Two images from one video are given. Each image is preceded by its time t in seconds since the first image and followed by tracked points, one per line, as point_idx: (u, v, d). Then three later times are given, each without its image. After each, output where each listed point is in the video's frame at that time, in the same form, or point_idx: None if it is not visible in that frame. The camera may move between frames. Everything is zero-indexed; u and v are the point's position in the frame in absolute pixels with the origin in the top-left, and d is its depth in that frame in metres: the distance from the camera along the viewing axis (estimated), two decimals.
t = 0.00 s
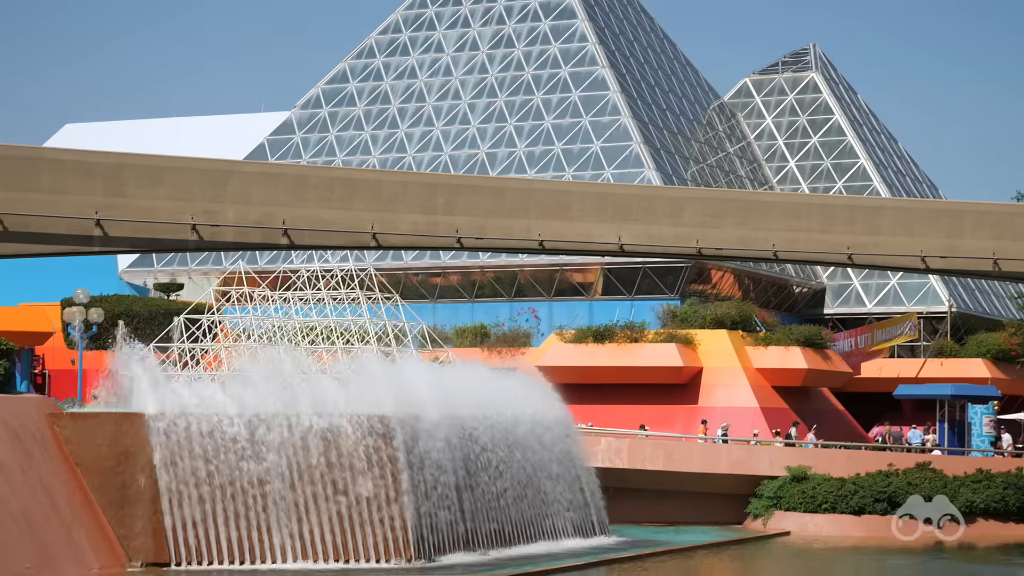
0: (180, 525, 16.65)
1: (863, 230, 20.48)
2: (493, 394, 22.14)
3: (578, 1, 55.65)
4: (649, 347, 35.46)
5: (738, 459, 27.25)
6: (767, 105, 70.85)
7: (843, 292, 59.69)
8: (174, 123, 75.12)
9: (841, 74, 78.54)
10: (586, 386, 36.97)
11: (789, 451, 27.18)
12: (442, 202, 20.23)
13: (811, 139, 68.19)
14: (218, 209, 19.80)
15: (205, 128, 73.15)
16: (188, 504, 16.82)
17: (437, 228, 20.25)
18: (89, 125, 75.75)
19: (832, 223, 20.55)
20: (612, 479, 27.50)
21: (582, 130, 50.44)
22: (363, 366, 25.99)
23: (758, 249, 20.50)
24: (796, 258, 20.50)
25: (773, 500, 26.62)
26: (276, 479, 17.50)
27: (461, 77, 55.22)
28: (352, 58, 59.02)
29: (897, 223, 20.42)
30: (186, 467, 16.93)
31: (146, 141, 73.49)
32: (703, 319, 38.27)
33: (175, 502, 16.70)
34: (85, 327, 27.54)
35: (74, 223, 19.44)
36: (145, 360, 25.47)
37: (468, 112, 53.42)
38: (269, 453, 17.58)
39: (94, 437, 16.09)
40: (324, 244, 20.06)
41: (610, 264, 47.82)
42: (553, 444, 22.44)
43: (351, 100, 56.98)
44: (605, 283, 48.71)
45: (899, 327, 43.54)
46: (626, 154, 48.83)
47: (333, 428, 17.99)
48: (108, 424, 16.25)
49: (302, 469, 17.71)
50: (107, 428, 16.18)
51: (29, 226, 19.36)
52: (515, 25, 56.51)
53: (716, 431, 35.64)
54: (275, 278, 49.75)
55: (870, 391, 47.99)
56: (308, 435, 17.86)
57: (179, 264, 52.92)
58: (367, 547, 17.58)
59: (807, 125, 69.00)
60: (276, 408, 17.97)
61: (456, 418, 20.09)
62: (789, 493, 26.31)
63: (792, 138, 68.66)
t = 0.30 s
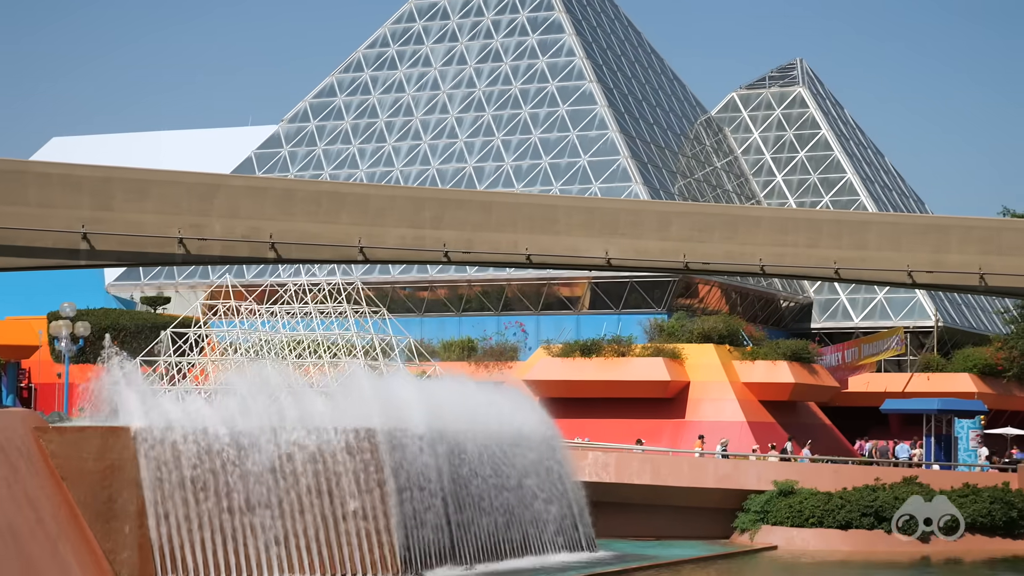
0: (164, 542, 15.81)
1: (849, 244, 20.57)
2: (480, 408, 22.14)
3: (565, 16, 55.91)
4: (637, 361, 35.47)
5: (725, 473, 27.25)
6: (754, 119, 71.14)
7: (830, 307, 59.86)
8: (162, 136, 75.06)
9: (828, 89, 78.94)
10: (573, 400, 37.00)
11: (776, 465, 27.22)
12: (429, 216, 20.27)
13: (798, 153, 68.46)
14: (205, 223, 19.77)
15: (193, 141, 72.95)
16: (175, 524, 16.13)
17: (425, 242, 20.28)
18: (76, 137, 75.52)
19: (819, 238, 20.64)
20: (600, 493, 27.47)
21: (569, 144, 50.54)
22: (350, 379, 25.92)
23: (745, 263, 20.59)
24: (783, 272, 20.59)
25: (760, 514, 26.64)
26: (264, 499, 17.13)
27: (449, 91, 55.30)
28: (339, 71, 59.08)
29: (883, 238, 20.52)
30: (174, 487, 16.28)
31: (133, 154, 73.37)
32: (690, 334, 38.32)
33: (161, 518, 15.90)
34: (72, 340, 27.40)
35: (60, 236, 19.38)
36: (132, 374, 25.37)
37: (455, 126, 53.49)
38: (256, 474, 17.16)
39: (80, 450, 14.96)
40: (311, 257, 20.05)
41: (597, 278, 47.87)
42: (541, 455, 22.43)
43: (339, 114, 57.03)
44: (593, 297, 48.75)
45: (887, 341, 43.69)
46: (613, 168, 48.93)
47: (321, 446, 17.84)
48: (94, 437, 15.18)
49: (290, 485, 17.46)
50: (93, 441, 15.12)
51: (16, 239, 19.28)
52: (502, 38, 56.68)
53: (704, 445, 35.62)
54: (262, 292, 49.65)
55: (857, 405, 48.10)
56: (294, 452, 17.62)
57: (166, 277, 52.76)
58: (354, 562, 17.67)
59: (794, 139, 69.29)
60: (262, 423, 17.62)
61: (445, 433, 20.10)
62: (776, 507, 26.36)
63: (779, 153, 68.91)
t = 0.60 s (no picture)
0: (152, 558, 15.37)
1: (838, 258, 20.64)
2: (469, 422, 22.05)
3: (555, 29, 56.11)
4: (625, 374, 35.50)
5: (714, 487, 27.27)
6: (743, 133, 71.38)
7: (819, 320, 60.01)
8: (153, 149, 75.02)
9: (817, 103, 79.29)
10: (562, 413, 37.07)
11: (765, 479, 27.25)
12: (418, 229, 20.29)
13: (786, 167, 68.73)
14: (193, 236, 19.76)
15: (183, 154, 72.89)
16: (164, 535, 15.69)
17: (413, 255, 20.29)
18: (66, 150, 75.47)
19: (807, 252, 20.73)
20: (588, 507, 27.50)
21: (558, 158, 50.63)
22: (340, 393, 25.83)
23: (734, 276, 20.65)
24: (772, 285, 20.66)
25: (749, 528, 26.64)
26: (254, 508, 16.75)
27: (438, 104, 55.36)
28: (329, 84, 59.16)
29: (872, 252, 20.59)
30: (162, 497, 15.83)
31: (123, 168, 73.31)
32: (679, 346, 38.29)
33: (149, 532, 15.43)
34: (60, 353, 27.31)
35: (49, 249, 19.33)
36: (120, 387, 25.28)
37: (444, 140, 53.52)
38: (248, 485, 16.79)
39: (68, 463, 14.66)
40: (300, 270, 20.06)
41: (586, 292, 47.91)
42: (532, 469, 22.28)
43: (328, 127, 57.08)
44: (582, 310, 48.76)
45: (875, 353, 44.03)
46: (603, 182, 49.01)
47: (310, 456, 17.60)
48: (82, 450, 14.84)
49: (280, 497, 17.13)
50: (81, 454, 14.79)
51: (4, 252, 19.25)
52: (492, 51, 56.83)
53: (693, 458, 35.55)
54: (252, 305, 49.57)
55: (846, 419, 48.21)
56: (284, 466, 17.30)
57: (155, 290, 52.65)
58: None
59: (783, 153, 69.58)
60: (251, 435, 17.31)
61: (434, 447, 20.07)
62: (765, 520, 26.37)
63: (768, 167, 69.18)
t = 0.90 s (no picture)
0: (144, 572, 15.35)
1: (829, 272, 20.71)
2: (461, 434, 21.63)
3: (546, 43, 56.32)
4: (616, 388, 35.51)
5: (705, 501, 27.26)
6: (735, 147, 71.59)
7: (810, 334, 60.11)
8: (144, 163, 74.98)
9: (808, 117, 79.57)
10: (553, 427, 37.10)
11: (757, 492, 27.25)
12: (409, 243, 20.31)
13: (777, 181, 68.90)
14: (184, 250, 19.75)
15: (175, 167, 72.87)
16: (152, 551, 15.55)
17: (405, 269, 20.31)
18: (58, 164, 75.40)
19: (798, 265, 20.78)
20: (578, 521, 27.52)
21: (550, 171, 50.77)
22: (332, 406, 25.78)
23: (724, 290, 20.70)
24: (763, 299, 20.70)
25: (740, 541, 26.71)
26: (246, 525, 16.57)
27: (429, 118, 55.47)
28: (320, 98, 59.25)
29: (863, 266, 20.68)
30: (152, 511, 15.75)
31: (114, 181, 73.24)
32: (670, 360, 38.26)
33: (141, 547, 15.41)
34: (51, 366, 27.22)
35: (40, 262, 19.31)
36: (111, 400, 25.21)
37: (436, 153, 53.59)
38: (240, 500, 16.58)
39: (59, 478, 14.75)
40: (291, 284, 20.06)
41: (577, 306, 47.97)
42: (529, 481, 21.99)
43: (319, 140, 57.15)
44: (573, 323, 48.80)
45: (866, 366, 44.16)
46: (594, 196, 49.10)
47: (300, 471, 17.22)
48: (72, 465, 14.91)
49: (270, 512, 16.82)
50: (71, 469, 14.86)
51: None
52: (483, 65, 56.95)
53: (684, 472, 35.54)
54: (243, 319, 49.50)
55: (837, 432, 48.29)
56: (272, 481, 16.97)
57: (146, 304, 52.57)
58: None
59: (774, 167, 69.78)
60: (241, 450, 17.06)
61: (424, 458, 20.07)
62: (756, 533, 26.43)
63: (759, 180, 69.34)
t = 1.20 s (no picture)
0: None
1: (823, 285, 20.74)
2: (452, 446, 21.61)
3: (539, 58, 56.51)
4: (610, 402, 35.51)
5: (699, 515, 27.21)
6: (728, 161, 71.75)
7: (804, 347, 60.13)
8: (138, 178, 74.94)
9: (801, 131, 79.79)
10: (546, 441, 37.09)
11: (751, 507, 27.22)
12: (403, 258, 20.32)
13: (771, 196, 69.06)
14: (178, 264, 19.75)
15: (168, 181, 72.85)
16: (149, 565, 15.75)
17: (398, 283, 20.32)
18: (52, 179, 75.33)
19: (792, 279, 20.82)
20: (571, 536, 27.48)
21: (543, 185, 50.84)
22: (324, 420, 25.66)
23: (718, 304, 20.72)
24: (757, 313, 20.74)
25: (734, 555, 26.56)
26: (240, 542, 16.69)
27: (423, 132, 55.53)
28: (314, 112, 59.33)
29: (856, 280, 20.73)
30: (147, 528, 15.77)
31: (108, 196, 73.20)
32: (664, 374, 38.22)
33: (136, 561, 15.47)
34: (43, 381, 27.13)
35: (33, 277, 19.29)
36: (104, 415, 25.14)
37: (429, 167, 53.63)
38: (233, 513, 16.68)
39: (51, 492, 14.44)
40: (284, 298, 20.06)
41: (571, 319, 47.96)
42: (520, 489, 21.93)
43: (313, 154, 57.19)
44: (567, 338, 48.80)
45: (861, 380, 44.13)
46: (588, 210, 49.15)
47: (294, 483, 17.38)
48: (65, 479, 14.63)
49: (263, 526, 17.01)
50: (64, 483, 14.58)
51: None
52: (477, 79, 57.05)
53: (678, 486, 35.50)
54: (236, 333, 49.41)
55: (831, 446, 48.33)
56: (265, 493, 17.09)
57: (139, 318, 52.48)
58: None
59: (767, 181, 69.93)
60: (234, 462, 17.03)
61: (420, 473, 19.87)
62: (750, 548, 26.36)
63: (752, 195, 69.46)
